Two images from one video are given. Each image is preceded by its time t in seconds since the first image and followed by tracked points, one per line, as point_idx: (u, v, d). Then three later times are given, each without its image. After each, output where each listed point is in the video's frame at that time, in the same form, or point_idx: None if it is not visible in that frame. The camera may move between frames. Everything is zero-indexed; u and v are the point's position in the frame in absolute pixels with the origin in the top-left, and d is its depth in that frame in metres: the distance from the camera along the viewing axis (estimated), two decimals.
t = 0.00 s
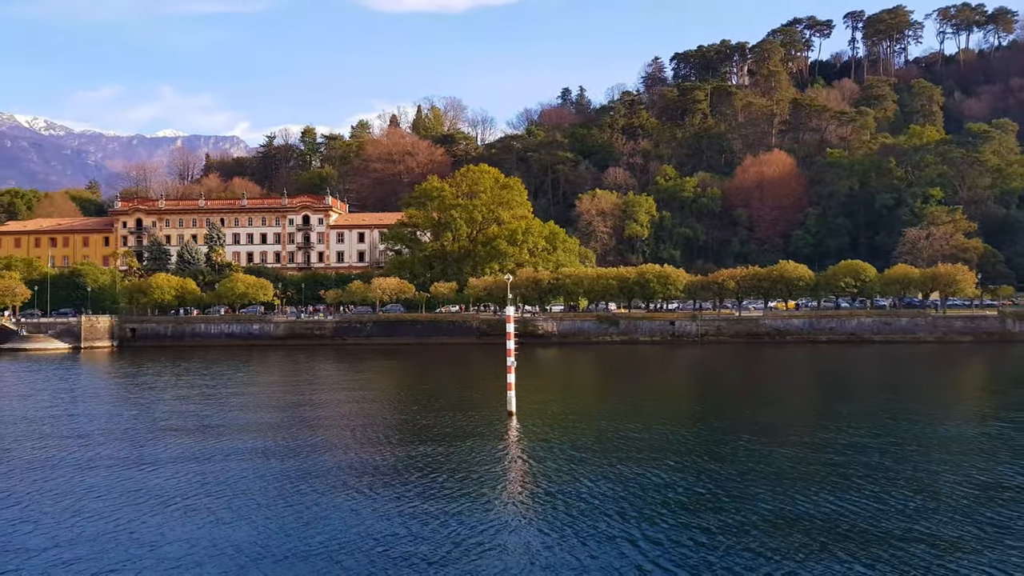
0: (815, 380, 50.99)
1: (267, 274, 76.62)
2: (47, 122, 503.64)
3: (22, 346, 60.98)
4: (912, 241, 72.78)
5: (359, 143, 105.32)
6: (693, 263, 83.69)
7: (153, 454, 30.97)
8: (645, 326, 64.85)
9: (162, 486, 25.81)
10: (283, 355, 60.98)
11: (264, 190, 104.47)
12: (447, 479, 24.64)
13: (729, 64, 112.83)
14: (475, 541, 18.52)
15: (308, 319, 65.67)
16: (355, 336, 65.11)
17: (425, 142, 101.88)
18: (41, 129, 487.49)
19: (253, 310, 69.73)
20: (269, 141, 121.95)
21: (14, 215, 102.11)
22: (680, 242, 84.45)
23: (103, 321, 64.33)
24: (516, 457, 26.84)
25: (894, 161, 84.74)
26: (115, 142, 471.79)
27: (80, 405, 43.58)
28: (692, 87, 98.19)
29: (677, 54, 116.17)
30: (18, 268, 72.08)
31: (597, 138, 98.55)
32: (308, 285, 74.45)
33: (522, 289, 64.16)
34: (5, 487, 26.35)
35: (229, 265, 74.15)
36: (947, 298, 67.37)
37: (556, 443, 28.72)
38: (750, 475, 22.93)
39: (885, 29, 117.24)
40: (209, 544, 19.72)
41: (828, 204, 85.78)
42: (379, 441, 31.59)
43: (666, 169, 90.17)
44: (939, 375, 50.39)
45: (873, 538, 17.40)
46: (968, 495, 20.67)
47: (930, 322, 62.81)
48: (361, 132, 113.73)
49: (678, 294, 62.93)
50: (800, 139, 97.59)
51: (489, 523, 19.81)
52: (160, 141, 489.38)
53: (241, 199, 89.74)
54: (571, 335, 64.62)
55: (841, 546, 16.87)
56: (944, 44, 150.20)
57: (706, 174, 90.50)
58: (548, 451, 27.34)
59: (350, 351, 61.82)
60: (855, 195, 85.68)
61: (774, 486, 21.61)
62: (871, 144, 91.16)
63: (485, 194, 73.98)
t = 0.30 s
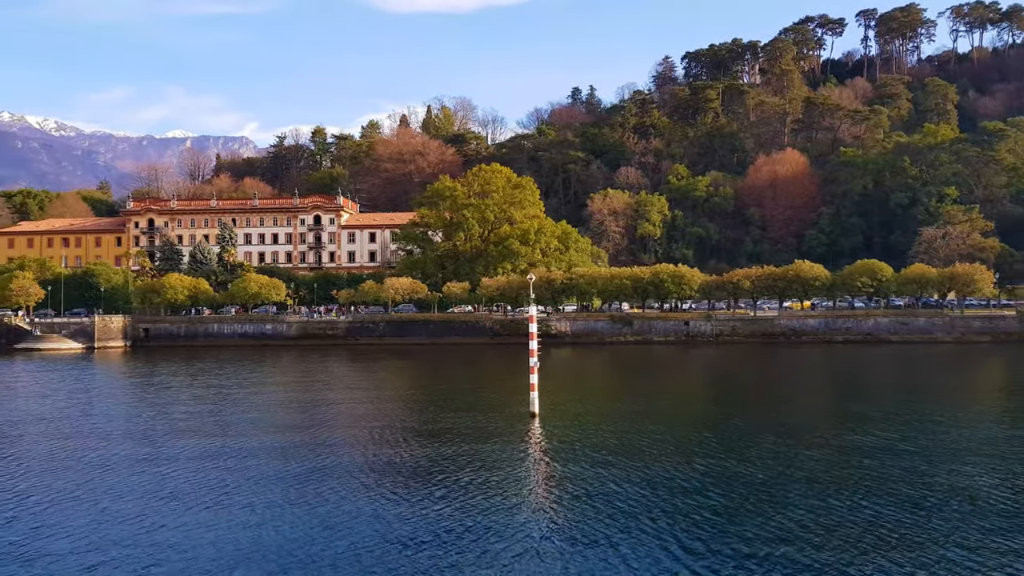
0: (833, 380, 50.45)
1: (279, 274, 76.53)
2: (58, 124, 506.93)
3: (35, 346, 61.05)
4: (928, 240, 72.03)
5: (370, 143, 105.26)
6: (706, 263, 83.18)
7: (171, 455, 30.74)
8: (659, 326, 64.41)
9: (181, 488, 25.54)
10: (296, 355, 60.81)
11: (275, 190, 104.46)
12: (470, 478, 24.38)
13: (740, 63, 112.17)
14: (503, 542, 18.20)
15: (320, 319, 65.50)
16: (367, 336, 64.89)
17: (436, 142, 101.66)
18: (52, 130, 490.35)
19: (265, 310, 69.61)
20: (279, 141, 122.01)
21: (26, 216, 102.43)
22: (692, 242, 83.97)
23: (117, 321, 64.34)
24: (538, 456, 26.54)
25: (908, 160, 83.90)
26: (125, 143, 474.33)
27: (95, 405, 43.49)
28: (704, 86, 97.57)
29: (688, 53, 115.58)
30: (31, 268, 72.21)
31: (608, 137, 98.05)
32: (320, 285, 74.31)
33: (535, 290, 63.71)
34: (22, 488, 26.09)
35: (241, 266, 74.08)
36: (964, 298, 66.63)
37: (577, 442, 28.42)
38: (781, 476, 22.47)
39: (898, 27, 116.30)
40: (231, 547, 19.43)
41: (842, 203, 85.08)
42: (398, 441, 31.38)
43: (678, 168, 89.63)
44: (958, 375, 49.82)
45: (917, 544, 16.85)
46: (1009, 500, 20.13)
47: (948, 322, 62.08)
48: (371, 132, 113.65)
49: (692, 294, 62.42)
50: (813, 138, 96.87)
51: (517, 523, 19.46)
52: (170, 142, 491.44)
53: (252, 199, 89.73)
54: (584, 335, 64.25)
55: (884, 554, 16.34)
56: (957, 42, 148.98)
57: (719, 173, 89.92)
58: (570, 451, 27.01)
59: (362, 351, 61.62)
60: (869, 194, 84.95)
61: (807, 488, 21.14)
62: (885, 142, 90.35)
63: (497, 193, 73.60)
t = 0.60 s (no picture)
0: (851, 381, 49.98)
1: (291, 274, 76.44)
2: (67, 126, 510.27)
3: (49, 346, 61.09)
4: (944, 240, 71.39)
5: (380, 143, 105.15)
6: (718, 262, 82.74)
7: (189, 455, 30.46)
8: (673, 326, 63.99)
9: (200, 488, 25.22)
10: (309, 355, 60.69)
11: (285, 190, 104.46)
12: (493, 479, 24.06)
13: (752, 62, 111.58)
14: (531, 543, 17.96)
15: (333, 319, 65.33)
16: (380, 336, 64.70)
17: (446, 142, 101.49)
18: (61, 131, 492.82)
19: (278, 310, 69.53)
20: (289, 141, 122.09)
21: (37, 216, 102.70)
22: (705, 242, 83.51)
23: (130, 321, 64.32)
24: (561, 458, 26.17)
25: (922, 159, 82.69)
26: (134, 144, 477.15)
27: (110, 405, 43.38)
28: (716, 85, 97.07)
29: (699, 52, 115.02)
30: (44, 268, 72.29)
31: (619, 136, 97.64)
32: (331, 285, 74.15)
33: (548, 289, 63.29)
34: (41, 489, 25.80)
35: (253, 266, 74.04)
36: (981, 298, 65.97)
37: (598, 443, 28.16)
38: (813, 480, 22.04)
39: (910, 25, 115.48)
40: (256, 547, 19.05)
41: (856, 202, 84.44)
42: (416, 441, 31.11)
43: (690, 168, 89.10)
44: (978, 376, 49.33)
45: (965, 552, 16.44)
46: None
47: (965, 322, 61.36)
48: (381, 132, 113.59)
49: (706, 294, 61.92)
50: (825, 136, 96.24)
51: (547, 525, 19.06)
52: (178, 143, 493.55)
53: (263, 199, 89.72)
54: (598, 335, 63.90)
55: (934, 562, 15.91)
56: (970, 40, 147.79)
57: (731, 173, 89.37)
58: (594, 452, 26.64)
59: (375, 351, 61.45)
60: (883, 194, 84.30)
61: (843, 492, 20.70)
62: (898, 141, 89.66)
63: (509, 193, 73.25)
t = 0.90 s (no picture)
0: (868, 381, 49.48)
1: (302, 274, 76.33)
2: (77, 127, 512.77)
3: (62, 346, 61.11)
4: (959, 239, 70.65)
5: (389, 143, 105.02)
6: (730, 262, 82.23)
7: (205, 455, 30.06)
8: (686, 326, 63.57)
9: (220, 488, 24.80)
10: (321, 355, 60.50)
11: (295, 190, 104.41)
12: (517, 479, 23.61)
13: (762, 60, 110.99)
14: (557, 543, 17.59)
15: (344, 319, 65.17)
16: (392, 336, 64.49)
17: (456, 142, 101.26)
18: (71, 132, 495.07)
19: (289, 310, 69.38)
20: (299, 141, 122.10)
21: (48, 216, 102.95)
22: (717, 241, 82.97)
23: (142, 321, 64.25)
24: (579, 458, 25.75)
25: (935, 158, 82.43)
26: (143, 144, 479.36)
27: (125, 405, 43.27)
28: (727, 84, 96.59)
29: (709, 51, 114.54)
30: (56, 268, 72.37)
31: (630, 135, 97.24)
32: (343, 285, 73.98)
33: (560, 289, 62.92)
34: (58, 489, 25.41)
35: (264, 266, 73.93)
36: (997, 298, 65.25)
37: (621, 444, 27.73)
38: (844, 484, 21.59)
39: (921, 23, 114.67)
40: (280, 547, 18.60)
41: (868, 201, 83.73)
42: (434, 441, 30.75)
43: (702, 167, 88.52)
44: (996, 377, 48.74)
45: (1013, 560, 16.00)
46: None
47: (983, 322, 60.55)
48: (391, 132, 113.45)
49: (720, 294, 61.42)
50: (837, 135, 95.59)
51: (576, 527, 18.61)
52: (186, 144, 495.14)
53: (273, 199, 89.68)
54: (611, 335, 63.52)
55: (989, 569, 15.47)
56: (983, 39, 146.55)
57: (742, 172, 88.87)
58: (617, 453, 26.18)
59: (387, 351, 61.24)
60: (896, 193, 83.60)
61: (882, 498, 20.24)
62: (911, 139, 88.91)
63: (520, 192, 72.91)
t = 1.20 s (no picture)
0: (886, 381, 48.99)
1: (313, 274, 76.21)
2: (86, 128, 515.79)
3: (75, 346, 61.13)
4: (976, 238, 69.87)
5: (400, 143, 104.90)
6: (743, 262, 81.66)
7: (224, 456, 29.83)
8: (701, 326, 63.13)
9: (241, 488, 24.54)
10: (334, 355, 60.35)
11: (305, 190, 104.39)
12: (543, 481, 23.29)
13: (774, 59, 110.37)
14: (592, 551, 17.17)
15: (357, 319, 65.02)
16: (404, 336, 64.29)
17: (466, 141, 101.03)
18: (81, 133, 497.82)
19: (302, 310, 69.27)
20: (308, 142, 122.12)
21: (60, 216, 103.20)
22: (729, 241, 82.38)
23: (155, 321, 64.26)
24: (604, 461, 25.29)
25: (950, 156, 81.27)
26: (153, 146, 481.99)
27: (140, 405, 43.13)
28: (739, 83, 96.11)
29: (721, 50, 113.97)
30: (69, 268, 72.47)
31: (641, 135, 96.80)
32: (355, 285, 73.82)
33: (573, 289, 62.53)
34: (77, 490, 25.18)
35: (276, 266, 73.85)
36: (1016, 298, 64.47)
37: (646, 445, 27.41)
38: (880, 489, 21.15)
39: (934, 21, 113.78)
40: (306, 552, 18.28)
41: (883, 200, 82.98)
42: (455, 441, 30.50)
43: (714, 166, 87.89)
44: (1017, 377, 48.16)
45: None
46: None
47: (1002, 322, 59.76)
48: (400, 132, 113.35)
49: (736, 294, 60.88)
50: (850, 134, 94.91)
51: (607, 534, 18.24)
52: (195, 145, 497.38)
53: (285, 199, 89.66)
54: (624, 336, 63.10)
55: None
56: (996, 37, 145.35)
57: (755, 171, 88.31)
58: (643, 455, 25.84)
59: (400, 351, 61.03)
60: (911, 192, 82.82)
61: (923, 503, 19.78)
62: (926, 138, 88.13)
63: (532, 192, 72.55)
